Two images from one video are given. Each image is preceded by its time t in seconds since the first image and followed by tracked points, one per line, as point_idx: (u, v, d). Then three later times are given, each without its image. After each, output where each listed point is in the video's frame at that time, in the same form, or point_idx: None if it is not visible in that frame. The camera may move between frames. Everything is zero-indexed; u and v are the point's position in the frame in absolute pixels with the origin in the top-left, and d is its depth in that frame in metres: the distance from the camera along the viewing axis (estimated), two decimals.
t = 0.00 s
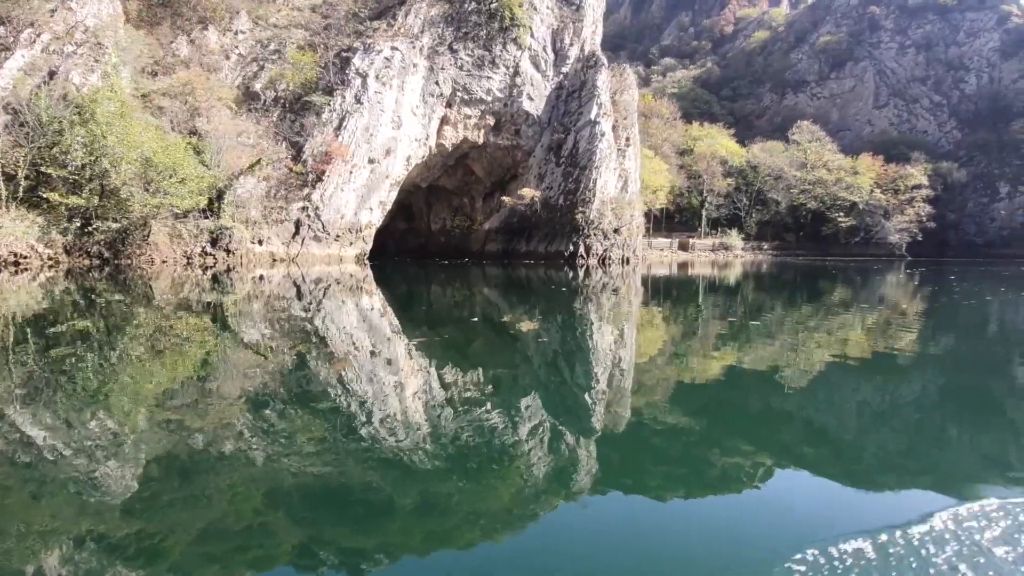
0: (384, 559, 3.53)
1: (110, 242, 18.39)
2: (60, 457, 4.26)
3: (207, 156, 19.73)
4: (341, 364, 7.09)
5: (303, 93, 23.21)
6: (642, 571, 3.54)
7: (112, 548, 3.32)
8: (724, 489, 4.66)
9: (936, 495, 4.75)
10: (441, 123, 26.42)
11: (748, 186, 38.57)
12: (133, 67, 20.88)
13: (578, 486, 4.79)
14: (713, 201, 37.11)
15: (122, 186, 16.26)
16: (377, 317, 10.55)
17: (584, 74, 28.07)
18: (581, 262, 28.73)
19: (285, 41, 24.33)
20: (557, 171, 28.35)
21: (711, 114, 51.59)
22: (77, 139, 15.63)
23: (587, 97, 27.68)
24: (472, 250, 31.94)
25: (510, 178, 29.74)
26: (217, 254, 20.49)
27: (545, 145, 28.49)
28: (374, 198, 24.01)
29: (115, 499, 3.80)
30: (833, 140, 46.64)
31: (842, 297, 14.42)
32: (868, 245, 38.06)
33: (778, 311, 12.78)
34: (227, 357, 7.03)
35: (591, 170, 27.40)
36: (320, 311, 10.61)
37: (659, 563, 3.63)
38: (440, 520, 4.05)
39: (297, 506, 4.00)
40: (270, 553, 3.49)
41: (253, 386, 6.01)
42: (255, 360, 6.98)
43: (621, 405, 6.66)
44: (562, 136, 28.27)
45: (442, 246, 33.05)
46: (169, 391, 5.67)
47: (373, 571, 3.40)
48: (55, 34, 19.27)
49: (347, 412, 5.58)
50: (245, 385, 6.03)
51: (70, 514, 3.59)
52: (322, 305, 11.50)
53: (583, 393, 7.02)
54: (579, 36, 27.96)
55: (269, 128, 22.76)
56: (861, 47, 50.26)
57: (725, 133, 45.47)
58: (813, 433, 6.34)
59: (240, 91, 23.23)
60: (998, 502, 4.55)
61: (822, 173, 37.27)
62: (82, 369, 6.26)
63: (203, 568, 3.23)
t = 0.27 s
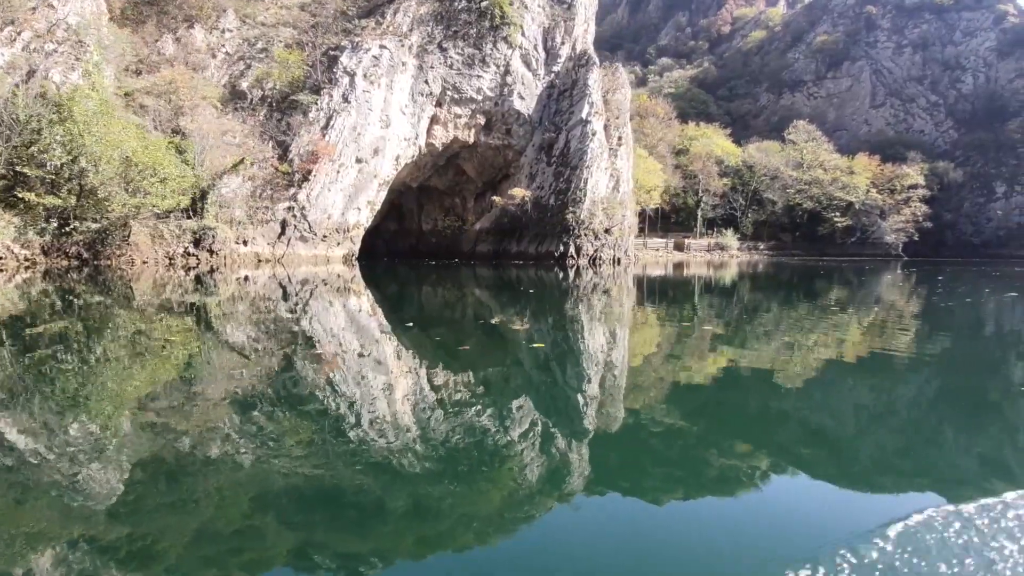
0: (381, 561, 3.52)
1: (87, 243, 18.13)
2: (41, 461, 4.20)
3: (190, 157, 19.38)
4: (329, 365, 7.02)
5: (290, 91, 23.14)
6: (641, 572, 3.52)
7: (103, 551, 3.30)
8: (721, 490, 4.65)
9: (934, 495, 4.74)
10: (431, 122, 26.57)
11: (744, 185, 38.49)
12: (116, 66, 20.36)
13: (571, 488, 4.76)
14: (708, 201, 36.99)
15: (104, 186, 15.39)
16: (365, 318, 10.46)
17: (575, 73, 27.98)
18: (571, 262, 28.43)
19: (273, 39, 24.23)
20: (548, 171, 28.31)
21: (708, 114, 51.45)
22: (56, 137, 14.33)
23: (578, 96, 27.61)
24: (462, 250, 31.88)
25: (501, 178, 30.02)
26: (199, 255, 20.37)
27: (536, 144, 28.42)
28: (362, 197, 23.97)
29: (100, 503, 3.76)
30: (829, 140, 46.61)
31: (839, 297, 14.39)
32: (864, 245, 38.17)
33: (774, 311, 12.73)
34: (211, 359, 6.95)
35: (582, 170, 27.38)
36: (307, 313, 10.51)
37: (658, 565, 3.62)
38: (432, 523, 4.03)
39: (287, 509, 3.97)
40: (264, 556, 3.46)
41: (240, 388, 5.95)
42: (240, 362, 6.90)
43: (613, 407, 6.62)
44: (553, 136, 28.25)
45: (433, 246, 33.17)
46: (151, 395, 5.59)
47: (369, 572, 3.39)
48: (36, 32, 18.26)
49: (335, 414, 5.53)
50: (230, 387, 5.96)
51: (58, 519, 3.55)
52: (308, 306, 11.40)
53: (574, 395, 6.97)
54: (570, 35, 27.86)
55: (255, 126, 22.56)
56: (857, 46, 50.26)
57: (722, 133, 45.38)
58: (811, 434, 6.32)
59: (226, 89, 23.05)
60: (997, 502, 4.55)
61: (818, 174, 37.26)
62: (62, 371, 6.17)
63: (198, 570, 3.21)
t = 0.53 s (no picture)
0: (377, 566, 3.51)
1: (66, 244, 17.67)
2: (23, 465, 4.15)
3: (173, 155, 19.43)
4: (317, 366, 6.96)
5: (278, 90, 23.18)
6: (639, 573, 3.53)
7: (95, 554, 3.28)
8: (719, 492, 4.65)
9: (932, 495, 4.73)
10: (421, 121, 26.46)
11: (740, 185, 38.43)
12: (101, 64, 20.44)
13: (564, 490, 4.73)
14: (705, 201, 36.90)
15: (89, 186, 14.98)
16: (354, 318, 10.37)
17: (567, 72, 28.03)
18: (562, 262, 28.01)
19: (262, 36, 24.21)
20: (540, 170, 28.40)
21: (705, 113, 51.36)
22: (35, 136, 13.52)
23: (570, 94, 27.71)
24: (454, 250, 31.91)
25: (494, 177, 29.96)
26: (183, 254, 20.23)
27: (528, 143, 28.51)
28: (350, 197, 23.84)
29: (86, 507, 3.71)
30: (827, 139, 46.58)
31: (837, 298, 14.33)
32: (861, 245, 38.04)
33: (771, 311, 12.69)
34: (195, 360, 6.88)
35: (573, 169, 27.30)
36: (294, 313, 10.41)
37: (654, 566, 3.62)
38: (425, 526, 3.99)
39: (279, 513, 3.94)
40: (257, 558, 3.45)
41: (227, 390, 5.90)
42: (226, 363, 6.82)
43: (607, 408, 6.58)
44: (544, 134, 28.32)
45: (425, 246, 33.05)
46: (134, 397, 5.52)
47: None
48: (17, 29, 18.04)
49: (323, 416, 5.47)
50: (215, 389, 5.89)
51: (43, 523, 3.52)
52: (295, 306, 11.31)
53: (567, 396, 6.92)
54: (562, 33, 27.95)
55: (242, 126, 22.54)
56: (855, 46, 50.25)
57: (718, 133, 45.30)
58: (810, 434, 6.28)
59: (213, 88, 23.05)
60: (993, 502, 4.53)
61: (815, 173, 37.42)
62: (42, 373, 6.09)
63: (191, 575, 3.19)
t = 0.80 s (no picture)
0: (373, 568, 3.50)
1: (45, 246, 17.46)
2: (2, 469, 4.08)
3: (156, 155, 19.25)
4: (304, 368, 6.89)
5: (265, 88, 22.93)
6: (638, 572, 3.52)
7: (86, 559, 3.26)
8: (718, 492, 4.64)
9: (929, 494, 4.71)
10: (412, 120, 26.38)
11: (738, 185, 38.46)
12: (86, 63, 19.75)
13: (558, 492, 4.70)
14: (701, 201, 36.87)
15: (66, 187, 15.10)
16: (342, 319, 10.25)
17: (559, 70, 27.98)
18: (552, 262, 28.18)
19: (248, 35, 23.82)
20: (531, 169, 28.23)
21: (702, 113, 51.28)
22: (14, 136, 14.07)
23: (563, 93, 27.54)
24: (445, 250, 31.75)
25: (485, 177, 29.76)
26: (166, 254, 19.80)
27: (519, 142, 28.33)
28: (338, 196, 23.79)
29: (71, 511, 3.66)
30: (824, 138, 46.54)
31: (834, 298, 14.27)
32: (858, 245, 37.99)
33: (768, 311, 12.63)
34: (180, 361, 6.79)
35: (565, 168, 27.23)
36: (281, 314, 10.29)
37: (651, 565, 3.61)
38: (416, 528, 3.96)
39: (271, 516, 3.91)
40: (251, 561, 3.43)
41: (213, 392, 5.84)
42: (211, 365, 6.74)
43: (600, 409, 6.55)
44: (536, 133, 28.19)
45: (415, 247, 32.88)
46: (115, 400, 5.43)
47: None
48: None
49: (312, 417, 5.43)
50: (201, 391, 5.83)
51: (30, 528, 3.48)
52: (282, 307, 11.19)
53: (560, 397, 6.87)
54: (554, 30, 27.79)
55: (228, 125, 22.20)
56: (852, 45, 50.21)
57: (715, 132, 45.19)
58: (808, 434, 6.26)
59: (200, 87, 22.64)
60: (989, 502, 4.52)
61: (812, 172, 37.61)
62: (19, 376, 5.97)
63: None
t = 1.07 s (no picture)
0: (369, 567, 3.47)
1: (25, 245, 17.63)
2: None
3: (139, 154, 19.22)
4: (291, 369, 6.83)
5: (253, 87, 22.66)
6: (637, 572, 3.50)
7: (81, 560, 3.24)
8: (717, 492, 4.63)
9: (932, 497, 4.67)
10: (402, 118, 26.37)
11: (735, 185, 38.46)
12: (69, 60, 19.70)
13: (552, 493, 4.67)
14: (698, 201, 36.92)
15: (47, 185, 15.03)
16: (331, 320, 10.17)
17: (552, 68, 27.93)
18: (543, 262, 27.91)
19: (236, 33, 23.69)
20: (523, 168, 28.18)
21: (700, 112, 51.23)
22: None
23: (555, 91, 27.50)
24: (437, 250, 31.76)
25: (478, 177, 29.60)
26: (149, 254, 19.74)
27: (511, 141, 28.32)
28: (326, 196, 23.52)
29: (58, 514, 3.63)
30: (822, 138, 46.45)
31: (832, 298, 14.22)
32: (856, 245, 38.00)
33: (766, 312, 12.61)
34: (162, 363, 6.72)
35: (557, 167, 27.10)
36: (268, 315, 10.20)
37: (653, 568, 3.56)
38: (410, 530, 3.93)
39: (263, 517, 3.87)
40: (248, 563, 3.40)
41: (201, 394, 5.78)
42: (198, 367, 6.67)
43: (594, 410, 6.51)
44: (528, 132, 28.17)
45: (408, 247, 33.09)
46: (97, 403, 5.37)
47: None
48: None
49: (301, 419, 5.38)
50: (187, 393, 5.77)
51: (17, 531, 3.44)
52: (269, 307, 11.10)
53: (552, 398, 6.83)
54: (546, 28, 27.85)
55: (215, 124, 21.92)
56: (851, 44, 50.12)
57: (712, 132, 45.09)
58: (806, 434, 6.23)
59: (187, 85, 22.32)
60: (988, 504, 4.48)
61: (809, 173, 37.32)
62: None
63: None
